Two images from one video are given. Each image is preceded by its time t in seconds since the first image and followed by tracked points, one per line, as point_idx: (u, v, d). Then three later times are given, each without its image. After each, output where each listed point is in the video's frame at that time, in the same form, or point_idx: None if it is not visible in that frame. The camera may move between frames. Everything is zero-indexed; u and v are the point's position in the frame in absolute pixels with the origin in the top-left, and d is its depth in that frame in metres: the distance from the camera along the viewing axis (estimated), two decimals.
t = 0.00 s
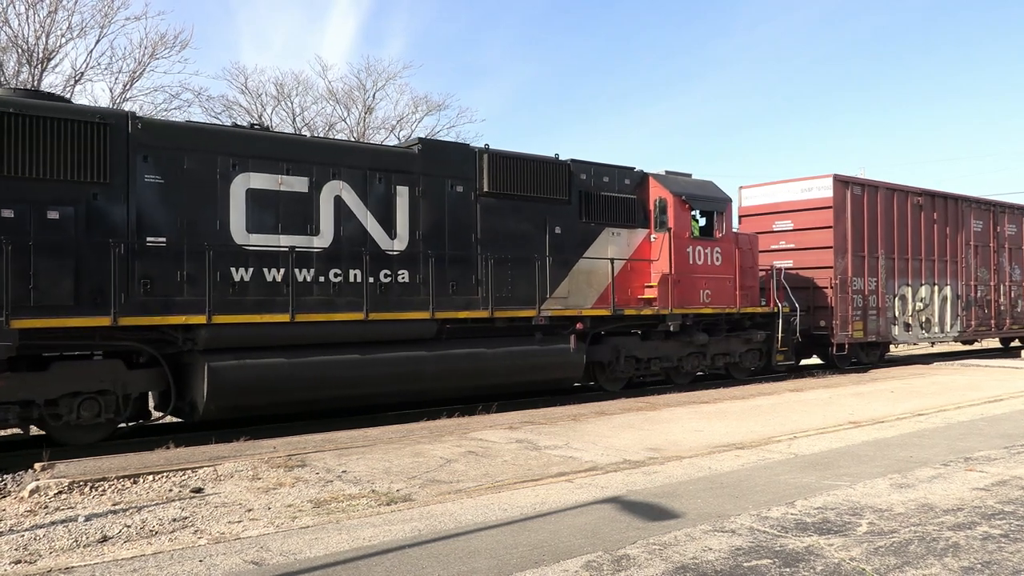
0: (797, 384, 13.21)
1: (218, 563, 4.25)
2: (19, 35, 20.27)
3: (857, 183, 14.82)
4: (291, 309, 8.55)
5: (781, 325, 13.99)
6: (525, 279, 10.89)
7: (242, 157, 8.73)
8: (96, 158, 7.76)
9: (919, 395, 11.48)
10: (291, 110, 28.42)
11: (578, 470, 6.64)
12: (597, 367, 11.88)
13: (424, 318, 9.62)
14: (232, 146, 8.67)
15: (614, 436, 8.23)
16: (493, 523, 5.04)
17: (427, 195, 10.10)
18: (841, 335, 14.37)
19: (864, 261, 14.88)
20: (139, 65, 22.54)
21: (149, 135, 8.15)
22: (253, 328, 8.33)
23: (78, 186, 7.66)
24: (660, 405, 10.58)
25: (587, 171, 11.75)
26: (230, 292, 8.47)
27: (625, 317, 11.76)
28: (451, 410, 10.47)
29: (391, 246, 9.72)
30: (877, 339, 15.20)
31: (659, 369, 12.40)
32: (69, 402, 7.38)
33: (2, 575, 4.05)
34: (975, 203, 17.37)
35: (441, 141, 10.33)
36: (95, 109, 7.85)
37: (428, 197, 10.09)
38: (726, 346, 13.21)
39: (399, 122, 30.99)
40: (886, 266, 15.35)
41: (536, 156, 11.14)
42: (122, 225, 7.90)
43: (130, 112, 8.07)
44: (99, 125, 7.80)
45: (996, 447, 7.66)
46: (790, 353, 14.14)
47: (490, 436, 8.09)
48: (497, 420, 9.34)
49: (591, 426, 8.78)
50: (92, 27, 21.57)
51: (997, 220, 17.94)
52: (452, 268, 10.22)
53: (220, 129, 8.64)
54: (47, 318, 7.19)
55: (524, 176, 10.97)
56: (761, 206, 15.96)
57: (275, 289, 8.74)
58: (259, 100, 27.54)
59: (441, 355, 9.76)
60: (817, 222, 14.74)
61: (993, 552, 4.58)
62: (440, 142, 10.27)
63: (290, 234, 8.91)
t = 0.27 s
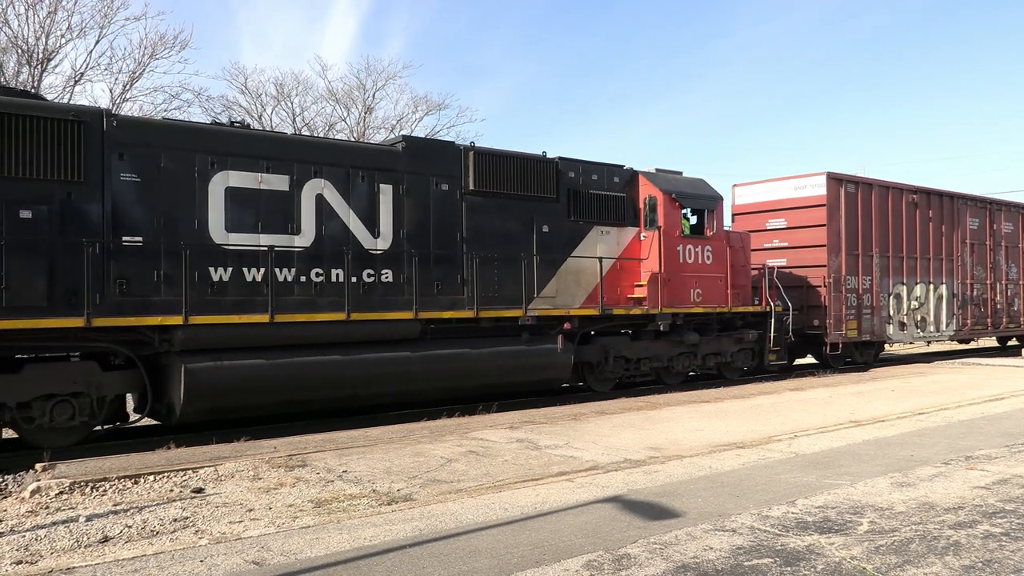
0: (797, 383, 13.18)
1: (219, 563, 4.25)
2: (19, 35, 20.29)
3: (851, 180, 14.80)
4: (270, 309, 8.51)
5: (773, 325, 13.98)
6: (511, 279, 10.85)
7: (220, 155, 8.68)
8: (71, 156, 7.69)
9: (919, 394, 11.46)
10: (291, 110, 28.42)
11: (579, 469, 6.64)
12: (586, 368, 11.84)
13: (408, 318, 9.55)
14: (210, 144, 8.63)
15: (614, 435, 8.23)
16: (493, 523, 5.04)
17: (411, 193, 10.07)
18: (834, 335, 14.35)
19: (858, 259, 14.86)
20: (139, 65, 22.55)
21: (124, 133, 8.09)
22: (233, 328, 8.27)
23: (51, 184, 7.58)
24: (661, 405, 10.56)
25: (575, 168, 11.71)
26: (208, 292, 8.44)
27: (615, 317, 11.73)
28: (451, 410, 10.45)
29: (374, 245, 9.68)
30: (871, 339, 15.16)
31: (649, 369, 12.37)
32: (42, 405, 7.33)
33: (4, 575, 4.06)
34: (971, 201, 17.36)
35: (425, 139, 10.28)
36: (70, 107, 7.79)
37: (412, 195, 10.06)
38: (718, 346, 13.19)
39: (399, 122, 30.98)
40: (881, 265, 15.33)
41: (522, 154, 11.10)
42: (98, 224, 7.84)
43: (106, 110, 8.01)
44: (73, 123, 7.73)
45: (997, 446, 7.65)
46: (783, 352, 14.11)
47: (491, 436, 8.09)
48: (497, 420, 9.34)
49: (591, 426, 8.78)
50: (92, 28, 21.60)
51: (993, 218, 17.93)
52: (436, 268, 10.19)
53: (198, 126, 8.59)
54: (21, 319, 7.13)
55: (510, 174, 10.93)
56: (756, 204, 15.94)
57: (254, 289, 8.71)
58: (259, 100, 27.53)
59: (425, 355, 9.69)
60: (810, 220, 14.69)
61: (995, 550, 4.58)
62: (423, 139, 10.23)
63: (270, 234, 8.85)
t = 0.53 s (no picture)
0: (797, 383, 13.15)
1: (219, 562, 4.25)
2: (19, 35, 20.28)
3: (845, 178, 14.78)
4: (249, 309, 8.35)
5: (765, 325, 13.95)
6: (497, 279, 10.74)
7: (198, 153, 8.55)
8: (43, 153, 7.53)
9: (920, 394, 11.45)
10: (291, 109, 28.40)
11: (579, 469, 6.63)
12: (574, 368, 11.78)
13: (391, 318, 9.42)
14: (188, 141, 8.49)
15: (614, 434, 8.23)
16: (493, 523, 5.03)
17: (394, 191, 9.95)
18: (828, 334, 14.31)
19: (851, 258, 14.85)
20: (139, 64, 22.53)
21: (99, 129, 7.94)
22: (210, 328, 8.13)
23: (23, 182, 7.42)
24: (661, 404, 10.55)
25: (563, 166, 11.65)
26: (185, 292, 8.28)
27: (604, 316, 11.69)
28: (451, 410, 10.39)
29: (357, 244, 9.55)
30: (865, 338, 15.13)
31: (638, 369, 12.33)
32: (13, 406, 7.22)
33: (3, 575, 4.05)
34: (966, 200, 17.35)
35: (409, 136, 10.17)
36: (42, 103, 7.62)
37: (396, 193, 9.95)
38: (708, 346, 13.17)
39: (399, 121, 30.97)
40: (875, 264, 15.32)
41: (508, 152, 11.02)
42: (72, 222, 7.69)
43: (79, 106, 7.86)
44: (46, 120, 7.57)
45: (997, 445, 7.65)
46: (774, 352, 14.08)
47: (491, 435, 8.09)
48: (498, 419, 9.32)
49: (591, 425, 8.77)
50: (92, 28, 21.57)
51: (989, 217, 17.93)
52: (420, 267, 10.08)
53: (175, 123, 8.45)
54: None
55: (496, 172, 10.83)
56: (749, 203, 15.92)
57: (233, 288, 8.55)
58: (259, 100, 27.52)
59: (408, 355, 9.57)
60: (803, 218, 14.69)
61: (995, 550, 4.57)
62: (407, 136, 10.12)
63: (249, 231, 8.70)
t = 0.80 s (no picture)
0: (798, 382, 13.12)
1: (221, 562, 4.25)
2: (20, 36, 20.28)
3: (838, 176, 14.77)
4: (226, 310, 8.23)
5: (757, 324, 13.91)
6: (482, 279, 10.66)
7: (175, 151, 8.45)
8: (15, 151, 7.42)
9: (920, 392, 11.44)
10: (291, 109, 28.39)
11: (580, 468, 6.63)
12: (562, 368, 11.68)
13: (373, 318, 9.32)
14: (165, 139, 8.39)
15: (615, 434, 8.23)
16: (493, 522, 5.03)
17: (377, 189, 9.85)
18: (820, 334, 14.31)
19: (845, 256, 14.83)
20: (140, 65, 22.51)
21: (73, 128, 7.84)
22: (186, 329, 8.03)
23: None
24: (662, 403, 10.54)
25: (549, 164, 11.57)
26: (162, 292, 8.19)
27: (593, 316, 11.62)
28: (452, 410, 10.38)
29: (339, 243, 9.46)
30: (859, 337, 15.11)
31: (628, 369, 12.26)
32: None
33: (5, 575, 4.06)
34: (962, 197, 17.34)
35: (392, 134, 10.08)
36: (14, 100, 7.50)
37: (379, 191, 9.86)
38: (700, 346, 13.10)
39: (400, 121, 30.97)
40: (869, 262, 15.31)
41: (493, 150, 10.94)
42: (45, 222, 7.58)
43: (53, 104, 7.75)
44: (18, 118, 7.46)
45: (999, 444, 7.64)
46: (767, 352, 14.06)
47: (492, 435, 8.10)
48: (499, 418, 9.33)
49: (592, 425, 8.77)
50: (92, 28, 21.57)
51: (985, 214, 17.92)
52: (404, 267, 10.00)
53: (151, 121, 8.35)
54: None
55: (481, 170, 10.76)
56: (742, 201, 15.92)
57: (211, 289, 8.45)
58: (260, 100, 27.51)
59: (391, 356, 9.49)
60: (795, 217, 14.69)
61: (996, 548, 4.57)
62: (389, 135, 10.03)
63: (228, 231, 8.61)
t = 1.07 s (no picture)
0: (798, 382, 13.11)
1: (221, 562, 4.25)
2: (21, 35, 20.29)
3: (831, 175, 14.74)
4: (202, 310, 8.09)
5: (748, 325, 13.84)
6: (467, 278, 10.54)
7: (152, 148, 8.28)
8: None
9: (921, 392, 11.42)
10: (292, 109, 28.38)
11: (580, 468, 6.63)
12: (550, 369, 11.58)
13: (355, 318, 9.19)
14: (141, 136, 8.23)
15: (616, 434, 8.23)
16: (494, 522, 5.03)
17: (359, 188, 9.70)
18: (814, 334, 14.23)
19: (838, 256, 14.78)
20: (140, 65, 22.52)
21: (45, 124, 7.68)
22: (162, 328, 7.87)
23: None
24: (662, 403, 10.54)
25: (536, 163, 11.46)
26: (138, 292, 8.04)
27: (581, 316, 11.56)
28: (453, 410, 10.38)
29: (320, 243, 9.32)
30: (853, 338, 15.07)
31: (617, 370, 12.19)
32: None
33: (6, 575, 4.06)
34: (958, 197, 17.33)
35: (375, 131, 9.93)
36: None
37: (361, 189, 9.70)
38: (689, 346, 13.05)
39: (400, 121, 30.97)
40: (863, 262, 15.29)
41: (479, 148, 10.80)
42: (17, 220, 7.45)
43: (25, 100, 7.60)
44: None
45: (999, 444, 7.63)
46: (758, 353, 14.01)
47: (492, 435, 8.10)
48: (499, 418, 9.34)
49: (593, 425, 8.77)
50: (92, 28, 21.57)
51: (981, 214, 17.91)
52: (387, 266, 9.86)
53: (127, 118, 8.19)
54: None
55: (466, 168, 10.64)
56: (735, 199, 15.85)
57: (188, 288, 8.31)
58: (260, 100, 27.49)
59: (374, 358, 9.34)
60: (788, 216, 14.67)
61: (997, 549, 4.57)
62: (372, 132, 9.86)
63: (205, 230, 8.47)
